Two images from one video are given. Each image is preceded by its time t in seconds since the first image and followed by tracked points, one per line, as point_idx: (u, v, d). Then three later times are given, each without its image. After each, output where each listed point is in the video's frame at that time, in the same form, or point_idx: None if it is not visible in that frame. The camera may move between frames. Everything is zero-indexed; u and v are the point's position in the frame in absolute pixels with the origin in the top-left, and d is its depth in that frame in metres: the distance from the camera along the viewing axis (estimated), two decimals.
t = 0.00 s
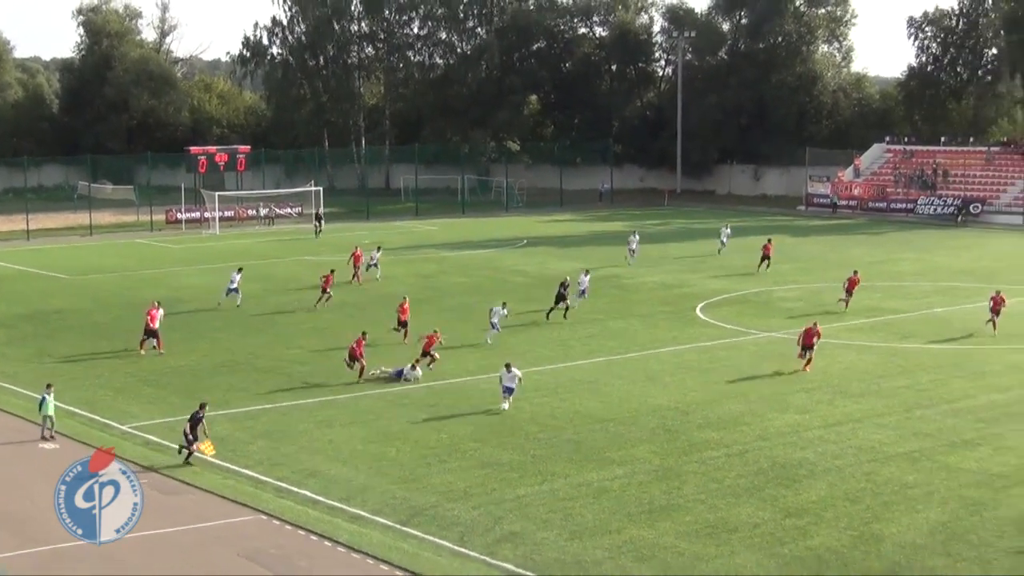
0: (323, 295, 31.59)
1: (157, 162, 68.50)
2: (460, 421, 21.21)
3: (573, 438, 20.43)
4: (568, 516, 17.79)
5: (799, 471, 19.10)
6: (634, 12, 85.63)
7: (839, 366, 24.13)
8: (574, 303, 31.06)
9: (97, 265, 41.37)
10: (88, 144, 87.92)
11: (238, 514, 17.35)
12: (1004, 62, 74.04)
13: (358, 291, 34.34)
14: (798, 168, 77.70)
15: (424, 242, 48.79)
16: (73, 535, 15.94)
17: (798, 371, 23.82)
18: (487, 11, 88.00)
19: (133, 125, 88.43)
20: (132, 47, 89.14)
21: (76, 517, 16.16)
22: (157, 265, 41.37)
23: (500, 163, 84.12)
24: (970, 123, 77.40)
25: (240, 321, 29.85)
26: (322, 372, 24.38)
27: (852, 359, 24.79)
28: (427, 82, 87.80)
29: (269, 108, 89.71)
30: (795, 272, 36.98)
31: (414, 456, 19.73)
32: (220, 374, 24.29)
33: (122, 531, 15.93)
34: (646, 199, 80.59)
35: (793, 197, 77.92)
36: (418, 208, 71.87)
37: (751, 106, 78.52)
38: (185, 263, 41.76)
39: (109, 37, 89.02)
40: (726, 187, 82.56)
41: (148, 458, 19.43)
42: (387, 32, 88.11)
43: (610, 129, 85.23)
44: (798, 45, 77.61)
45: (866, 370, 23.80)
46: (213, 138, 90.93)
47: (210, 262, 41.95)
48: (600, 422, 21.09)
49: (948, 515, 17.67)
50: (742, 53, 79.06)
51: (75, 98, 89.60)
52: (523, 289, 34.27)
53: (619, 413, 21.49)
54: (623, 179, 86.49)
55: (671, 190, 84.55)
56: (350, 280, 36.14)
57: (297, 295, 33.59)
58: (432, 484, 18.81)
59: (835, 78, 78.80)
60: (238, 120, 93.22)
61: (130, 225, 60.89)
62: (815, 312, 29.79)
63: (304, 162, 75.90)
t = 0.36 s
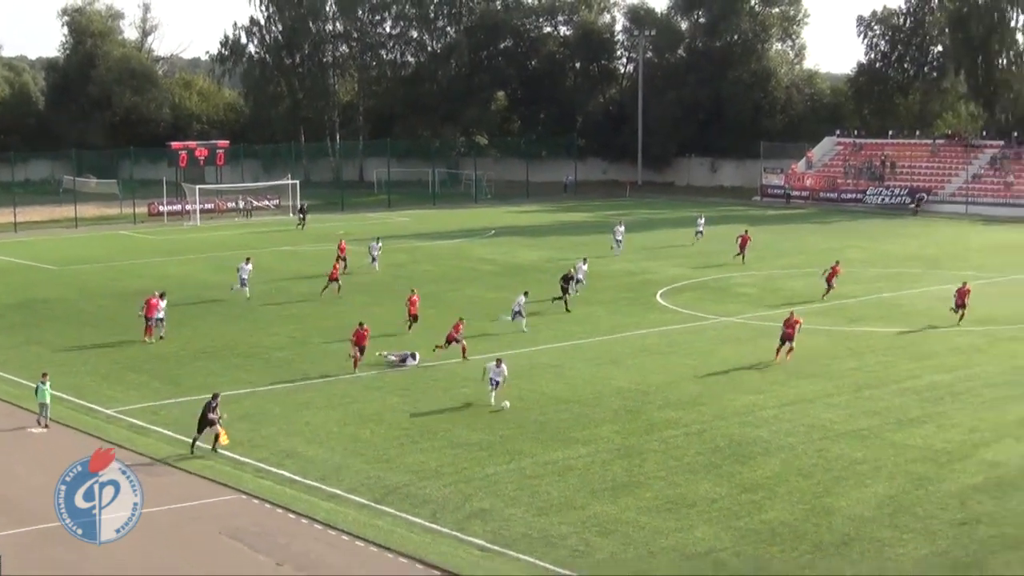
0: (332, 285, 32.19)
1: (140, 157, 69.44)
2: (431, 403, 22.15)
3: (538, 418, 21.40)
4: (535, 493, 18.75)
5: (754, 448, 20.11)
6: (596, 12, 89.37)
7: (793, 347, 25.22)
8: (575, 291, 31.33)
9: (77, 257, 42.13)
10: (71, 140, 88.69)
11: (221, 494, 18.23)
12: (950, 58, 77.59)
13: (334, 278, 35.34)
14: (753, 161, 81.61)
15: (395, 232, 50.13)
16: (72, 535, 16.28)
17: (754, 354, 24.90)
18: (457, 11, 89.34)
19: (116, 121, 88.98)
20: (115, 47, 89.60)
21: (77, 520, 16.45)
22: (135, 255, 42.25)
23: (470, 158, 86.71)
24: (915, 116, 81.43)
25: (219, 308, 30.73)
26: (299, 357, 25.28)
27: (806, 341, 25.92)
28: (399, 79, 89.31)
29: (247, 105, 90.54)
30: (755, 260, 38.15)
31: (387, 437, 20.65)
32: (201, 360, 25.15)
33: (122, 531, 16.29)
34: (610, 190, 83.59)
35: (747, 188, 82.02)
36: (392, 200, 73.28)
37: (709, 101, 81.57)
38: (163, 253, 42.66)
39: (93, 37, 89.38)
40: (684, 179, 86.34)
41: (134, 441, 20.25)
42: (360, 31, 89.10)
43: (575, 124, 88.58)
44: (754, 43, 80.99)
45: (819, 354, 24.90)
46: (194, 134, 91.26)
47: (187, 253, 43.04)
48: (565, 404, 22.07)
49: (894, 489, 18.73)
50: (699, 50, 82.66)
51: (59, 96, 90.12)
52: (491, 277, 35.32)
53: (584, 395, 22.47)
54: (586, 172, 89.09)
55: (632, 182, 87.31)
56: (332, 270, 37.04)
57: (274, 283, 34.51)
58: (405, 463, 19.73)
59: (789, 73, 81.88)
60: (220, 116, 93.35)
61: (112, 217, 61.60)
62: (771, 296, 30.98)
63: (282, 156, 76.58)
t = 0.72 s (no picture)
0: (281, 276, 33.80)
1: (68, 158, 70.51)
2: (345, 384, 23.96)
3: (443, 398, 23.31)
4: (441, 465, 20.51)
5: (639, 423, 22.14)
6: (495, 23, 98.19)
7: (678, 331, 27.67)
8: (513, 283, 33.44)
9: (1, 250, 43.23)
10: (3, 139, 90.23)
11: (149, 473, 19.67)
12: (816, 65, 88.45)
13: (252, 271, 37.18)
14: (638, 159, 92.87)
15: (309, 225, 52.68)
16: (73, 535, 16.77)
17: (642, 340, 27.22)
18: (367, 21, 97.71)
19: (48, 124, 89.65)
20: (46, 54, 90.11)
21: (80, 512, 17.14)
22: (57, 249, 43.55)
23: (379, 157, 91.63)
24: (785, 117, 91.85)
25: (144, 298, 32.26)
26: (222, 344, 26.93)
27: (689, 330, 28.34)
28: (311, 84, 96.65)
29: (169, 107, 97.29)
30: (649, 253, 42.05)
31: (303, 416, 22.35)
32: (129, 348, 26.61)
33: (122, 531, 16.76)
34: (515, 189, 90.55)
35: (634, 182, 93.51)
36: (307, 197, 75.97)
37: (597, 103, 93.07)
38: (86, 247, 44.03)
39: (25, 44, 89.80)
40: (576, 175, 97.83)
41: (66, 425, 21.60)
42: (277, 39, 95.63)
43: (476, 126, 98.42)
44: (640, 50, 92.88)
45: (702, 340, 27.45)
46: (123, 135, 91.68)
47: (107, 245, 44.77)
48: (469, 383, 24.18)
49: (766, 458, 20.82)
50: (593, 57, 93.87)
51: None
52: (399, 270, 37.82)
53: (485, 376, 24.48)
54: (488, 169, 100.15)
55: (529, 178, 99.32)
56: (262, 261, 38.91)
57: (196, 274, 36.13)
58: (320, 440, 21.42)
59: (672, 79, 93.40)
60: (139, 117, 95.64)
61: (42, 214, 62.30)
62: (660, 289, 33.58)
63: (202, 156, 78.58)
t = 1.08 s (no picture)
0: (206, 282, 35.65)
1: None
2: (235, 381, 25.71)
3: (327, 394, 25.19)
4: (324, 455, 22.19)
5: (507, 414, 24.27)
6: (370, 44, 107.91)
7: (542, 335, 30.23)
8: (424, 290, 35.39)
9: None
10: None
11: (51, 468, 20.83)
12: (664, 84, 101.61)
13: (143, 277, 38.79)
14: (503, 169, 105.67)
15: (197, 232, 55.00)
16: (73, 534, 17.83)
17: (511, 344, 29.68)
18: (250, 40, 105.10)
19: None
20: None
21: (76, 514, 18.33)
22: None
23: (263, 168, 106.57)
24: (636, 132, 107.53)
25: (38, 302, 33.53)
26: (117, 344, 28.43)
27: (555, 337, 30.92)
28: (199, 100, 104.74)
29: (65, 122, 105.67)
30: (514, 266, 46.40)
31: (194, 411, 23.92)
32: (26, 349, 27.89)
33: (121, 531, 17.86)
34: (397, 199, 96.68)
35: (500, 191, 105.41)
36: (195, 207, 76.82)
37: (465, 120, 105.50)
38: None
39: None
40: (447, 185, 109.44)
41: None
42: (165, 60, 104.61)
43: (354, 140, 107.18)
44: (504, 70, 104.90)
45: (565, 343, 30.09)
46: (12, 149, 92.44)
47: None
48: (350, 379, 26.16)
49: (623, 441, 23.05)
50: (459, 77, 106.23)
51: None
52: (280, 276, 40.07)
53: (367, 373, 26.54)
54: (363, 180, 109.25)
55: (405, 189, 109.56)
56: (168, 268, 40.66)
57: (88, 280, 37.56)
58: (212, 433, 22.98)
59: (533, 97, 106.10)
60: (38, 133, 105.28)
61: None
62: (531, 303, 36.33)
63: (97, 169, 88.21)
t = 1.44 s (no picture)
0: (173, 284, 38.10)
1: None
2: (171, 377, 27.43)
3: (259, 388, 27.05)
4: (257, 445, 23.90)
5: (427, 405, 26.29)
6: (297, 61, 113.95)
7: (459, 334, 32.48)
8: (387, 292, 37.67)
9: None
10: None
11: None
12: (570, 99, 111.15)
13: (75, 280, 40.28)
14: (423, 180, 113.45)
15: (126, 238, 56.65)
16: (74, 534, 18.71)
17: (430, 341, 31.88)
18: (184, 57, 109.36)
19: None
20: None
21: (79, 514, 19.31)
22: None
23: (196, 177, 111.67)
24: (545, 144, 115.02)
25: None
26: (55, 343, 29.99)
27: (470, 334, 33.20)
28: (137, 114, 108.93)
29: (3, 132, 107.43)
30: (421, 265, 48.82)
31: (133, 406, 25.51)
32: None
33: (121, 532, 18.81)
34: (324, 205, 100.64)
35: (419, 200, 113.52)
36: (133, 213, 78.36)
37: (387, 134, 112.07)
38: None
39: None
40: (369, 193, 116.67)
41: None
42: (102, 76, 107.59)
43: (282, 149, 114.99)
44: (421, 87, 111.38)
45: (478, 340, 32.57)
46: None
47: None
48: (280, 373, 28.17)
49: (533, 427, 25.21)
50: (380, 93, 112.51)
51: None
52: (207, 279, 42.03)
53: (296, 368, 28.57)
54: (293, 187, 117.33)
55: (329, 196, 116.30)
56: (121, 272, 42.88)
57: (22, 284, 38.95)
58: (150, 426, 24.57)
59: (449, 111, 113.58)
60: None
61: None
62: (448, 301, 38.73)
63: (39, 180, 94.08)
